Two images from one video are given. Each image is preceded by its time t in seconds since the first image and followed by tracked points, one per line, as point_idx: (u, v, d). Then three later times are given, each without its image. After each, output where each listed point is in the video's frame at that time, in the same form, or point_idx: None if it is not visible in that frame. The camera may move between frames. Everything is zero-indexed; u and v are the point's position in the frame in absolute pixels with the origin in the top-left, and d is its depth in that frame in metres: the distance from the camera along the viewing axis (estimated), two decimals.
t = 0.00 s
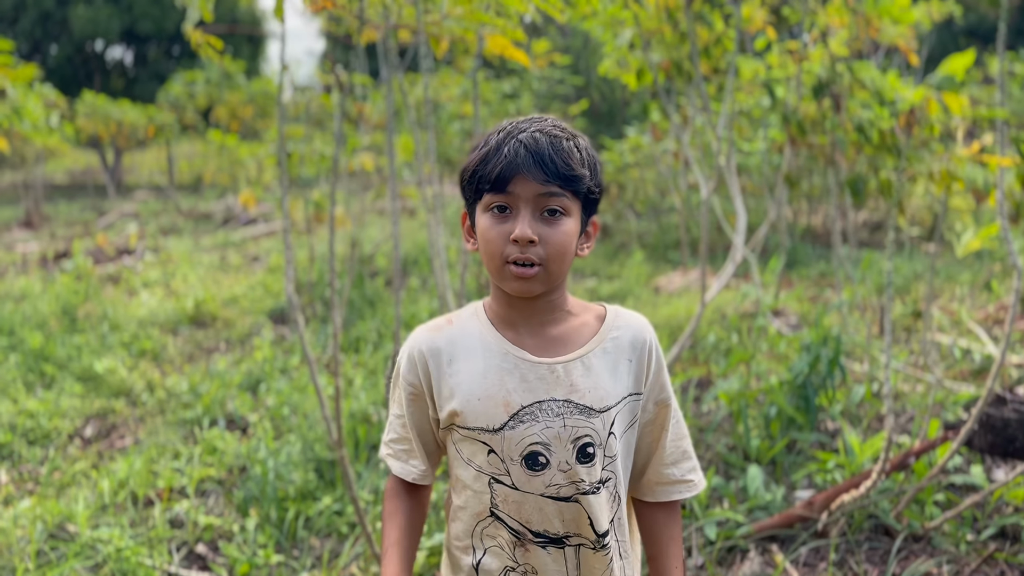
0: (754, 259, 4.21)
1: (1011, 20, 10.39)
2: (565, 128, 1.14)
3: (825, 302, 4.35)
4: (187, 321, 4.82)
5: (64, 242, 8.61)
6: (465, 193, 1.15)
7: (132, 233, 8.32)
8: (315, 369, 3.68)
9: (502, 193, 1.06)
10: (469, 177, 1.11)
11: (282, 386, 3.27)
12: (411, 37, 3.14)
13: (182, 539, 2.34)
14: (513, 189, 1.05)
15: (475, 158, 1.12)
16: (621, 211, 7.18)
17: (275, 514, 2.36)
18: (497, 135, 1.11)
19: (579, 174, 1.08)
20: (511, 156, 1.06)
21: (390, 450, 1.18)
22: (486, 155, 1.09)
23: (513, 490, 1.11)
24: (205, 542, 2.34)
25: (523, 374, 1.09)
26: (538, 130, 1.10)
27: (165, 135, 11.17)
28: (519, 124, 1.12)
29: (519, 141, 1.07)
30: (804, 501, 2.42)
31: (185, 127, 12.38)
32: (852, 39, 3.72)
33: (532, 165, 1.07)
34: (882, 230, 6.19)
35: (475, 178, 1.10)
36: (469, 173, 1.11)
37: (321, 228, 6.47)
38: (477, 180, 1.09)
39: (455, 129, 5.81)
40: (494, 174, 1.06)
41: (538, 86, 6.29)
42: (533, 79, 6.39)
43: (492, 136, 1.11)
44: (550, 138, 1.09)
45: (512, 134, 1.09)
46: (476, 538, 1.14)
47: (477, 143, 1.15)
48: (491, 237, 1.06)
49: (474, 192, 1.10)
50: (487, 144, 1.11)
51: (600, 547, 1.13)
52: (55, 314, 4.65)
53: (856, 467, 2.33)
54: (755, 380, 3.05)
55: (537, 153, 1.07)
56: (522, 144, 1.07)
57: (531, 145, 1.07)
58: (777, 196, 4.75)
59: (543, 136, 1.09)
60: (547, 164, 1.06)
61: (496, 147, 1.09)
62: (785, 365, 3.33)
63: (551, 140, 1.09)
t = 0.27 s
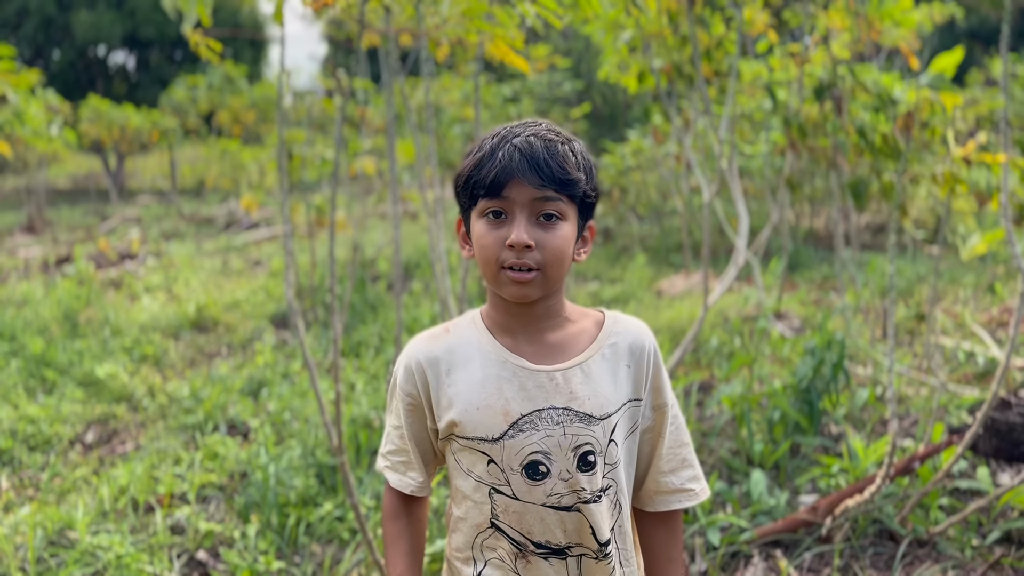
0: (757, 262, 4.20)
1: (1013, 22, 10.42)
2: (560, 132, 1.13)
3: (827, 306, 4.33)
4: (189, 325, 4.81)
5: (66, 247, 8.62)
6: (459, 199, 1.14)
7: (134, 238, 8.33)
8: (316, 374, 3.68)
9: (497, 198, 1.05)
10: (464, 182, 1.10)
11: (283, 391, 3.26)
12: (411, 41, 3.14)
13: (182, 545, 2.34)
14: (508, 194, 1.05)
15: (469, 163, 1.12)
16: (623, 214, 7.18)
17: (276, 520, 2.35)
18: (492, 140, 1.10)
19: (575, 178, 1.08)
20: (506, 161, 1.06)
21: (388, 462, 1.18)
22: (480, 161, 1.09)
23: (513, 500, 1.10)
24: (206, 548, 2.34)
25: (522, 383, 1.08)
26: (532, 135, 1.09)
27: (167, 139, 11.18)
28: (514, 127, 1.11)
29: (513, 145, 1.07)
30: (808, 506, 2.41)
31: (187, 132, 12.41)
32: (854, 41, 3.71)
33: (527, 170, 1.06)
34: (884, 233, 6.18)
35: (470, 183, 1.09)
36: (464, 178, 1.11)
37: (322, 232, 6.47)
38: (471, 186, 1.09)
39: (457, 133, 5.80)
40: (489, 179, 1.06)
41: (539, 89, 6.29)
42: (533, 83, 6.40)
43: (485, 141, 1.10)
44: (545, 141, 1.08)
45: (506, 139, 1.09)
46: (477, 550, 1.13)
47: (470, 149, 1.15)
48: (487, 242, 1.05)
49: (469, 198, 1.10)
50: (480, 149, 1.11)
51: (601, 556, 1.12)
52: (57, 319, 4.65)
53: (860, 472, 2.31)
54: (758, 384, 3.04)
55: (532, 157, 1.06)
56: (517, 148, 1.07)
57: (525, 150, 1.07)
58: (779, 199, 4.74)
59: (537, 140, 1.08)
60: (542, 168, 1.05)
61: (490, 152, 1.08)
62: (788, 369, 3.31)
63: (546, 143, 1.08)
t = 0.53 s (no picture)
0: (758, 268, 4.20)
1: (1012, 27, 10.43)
2: (559, 141, 1.13)
3: (829, 311, 4.32)
4: (190, 332, 4.80)
5: (67, 254, 8.62)
6: (458, 208, 1.14)
7: (135, 245, 8.33)
8: (317, 381, 3.67)
9: (496, 207, 1.05)
10: (463, 192, 1.10)
11: (284, 398, 3.26)
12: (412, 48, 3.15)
13: (183, 555, 2.33)
14: (508, 203, 1.04)
15: (468, 173, 1.11)
16: (624, 220, 7.18)
17: (277, 528, 2.34)
18: (490, 149, 1.10)
19: (574, 187, 1.08)
20: (505, 170, 1.06)
21: (386, 477, 1.17)
22: (479, 170, 1.08)
23: (515, 514, 1.09)
24: (207, 557, 2.33)
25: (522, 395, 1.08)
26: (531, 143, 1.09)
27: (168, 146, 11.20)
28: (512, 137, 1.11)
29: (512, 153, 1.07)
30: (811, 513, 2.40)
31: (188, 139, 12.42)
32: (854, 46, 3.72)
33: (527, 179, 1.06)
34: (885, 238, 6.18)
35: (469, 193, 1.09)
36: (463, 188, 1.10)
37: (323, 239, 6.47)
38: (470, 195, 1.08)
39: (457, 139, 5.81)
40: (489, 189, 1.06)
41: (539, 95, 6.30)
42: (534, 89, 6.41)
43: (484, 151, 1.10)
44: (544, 150, 1.08)
45: (505, 148, 1.08)
46: (478, 564, 1.13)
47: (469, 158, 1.15)
48: (487, 252, 1.05)
49: (468, 207, 1.09)
50: (479, 158, 1.11)
51: (605, 569, 1.11)
52: (58, 327, 4.65)
53: (863, 479, 2.30)
54: (760, 390, 3.03)
55: (531, 166, 1.06)
56: (516, 157, 1.07)
57: (525, 158, 1.06)
58: (779, 204, 4.74)
59: (536, 149, 1.08)
60: (542, 177, 1.05)
61: (490, 161, 1.08)
62: (790, 375, 3.31)
63: (545, 152, 1.08)
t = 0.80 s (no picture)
0: (759, 277, 4.21)
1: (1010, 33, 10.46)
2: (567, 161, 1.14)
3: (830, 319, 4.33)
4: (192, 343, 4.81)
5: (68, 264, 8.63)
6: (468, 228, 1.15)
7: (136, 254, 8.34)
8: (320, 392, 3.68)
9: (506, 224, 1.06)
10: (473, 211, 1.11)
11: (287, 410, 3.26)
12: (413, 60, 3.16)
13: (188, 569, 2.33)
14: (518, 221, 1.05)
15: (478, 193, 1.12)
16: (624, 228, 7.19)
17: (281, 542, 2.34)
18: (499, 169, 1.11)
19: (583, 206, 1.09)
20: (515, 188, 1.06)
21: (399, 496, 1.17)
22: (489, 189, 1.09)
23: (527, 533, 1.10)
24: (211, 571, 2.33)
25: (534, 415, 1.08)
26: (541, 163, 1.10)
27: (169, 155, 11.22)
28: (521, 158, 1.13)
29: (522, 172, 1.08)
30: (815, 525, 2.40)
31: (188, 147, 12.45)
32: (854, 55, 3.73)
33: (536, 197, 1.07)
34: (885, 245, 6.18)
35: (479, 211, 1.09)
36: (473, 207, 1.11)
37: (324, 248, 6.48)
38: (481, 213, 1.09)
39: (458, 148, 5.82)
40: (499, 207, 1.06)
41: (539, 104, 6.32)
42: (534, 97, 6.43)
43: (494, 171, 1.11)
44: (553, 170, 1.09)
45: (515, 168, 1.10)
46: None
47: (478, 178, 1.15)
48: (497, 269, 1.05)
49: (477, 226, 1.10)
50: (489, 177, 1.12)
51: None
52: (60, 338, 4.66)
53: (866, 490, 2.30)
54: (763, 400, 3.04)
55: (540, 185, 1.07)
56: (526, 176, 1.07)
57: (534, 177, 1.07)
58: (780, 213, 4.75)
59: (546, 169, 1.09)
60: (551, 195, 1.06)
61: (499, 179, 1.09)
62: (793, 385, 3.31)
63: (554, 172, 1.09)
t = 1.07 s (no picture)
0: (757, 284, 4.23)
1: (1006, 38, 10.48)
2: (610, 213, 1.19)
3: (828, 325, 4.35)
4: (191, 351, 4.81)
5: (66, 272, 8.63)
6: (501, 263, 1.18)
7: (135, 263, 8.33)
8: (320, 400, 3.68)
9: (556, 286, 1.11)
10: (518, 257, 1.14)
11: (287, 418, 3.26)
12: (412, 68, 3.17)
13: None
14: (567, 285, 1.11)
15: (523, 237, 1.15)
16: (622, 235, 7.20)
17: (282, 549, 2.34)
18: (551, 221, 1.14)
19: (626, 269, 1.16)
20: (569, 252, 1.11)
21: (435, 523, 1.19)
22: (541, 242, 1.13)
23: (537, 546, 1.26)
24: None
25: (547, 449, 1.21)
26: (592, 222, 1.15)
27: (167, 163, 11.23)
28: (571, 209, 1.16)
29: (577, 235, 1.12)
30: (815, 530, 2.41)
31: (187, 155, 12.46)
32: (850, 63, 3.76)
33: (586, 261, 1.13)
34: (883, 251, 6.20)
35: (527, 261, 1.13)
36: (519, 254, 1.14)
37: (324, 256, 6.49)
38: (528, 265, 1.13)
39: (457, 156, 5.84)
40: (552, 268, 1.11)
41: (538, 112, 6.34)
42: (532, 105, 6.45)
43: (544, 222, 1.14)
44: (603, 231, 1.15)
45: (568, 225, 1.14)
46: None
47: (520, 216, 1.18)
48: (540, 327, 1.12)
49: (522, 274, 1.14)
50: (538, 226, 1.15)
51: None
52: (59, 346, 4.66)
53: (865, 496, 2.31)
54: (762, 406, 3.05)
55: (593, 251, 1.12)
56: (580, 239, 1.12)
57: (588, 241, 1.13)
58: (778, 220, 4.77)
59: (597, 231, 1.14)
60: (602, 263, 1.12)
61: (552, 235, 1.13)
62: (791, 391, 3.32)
63: (604, 234, 1.14)
